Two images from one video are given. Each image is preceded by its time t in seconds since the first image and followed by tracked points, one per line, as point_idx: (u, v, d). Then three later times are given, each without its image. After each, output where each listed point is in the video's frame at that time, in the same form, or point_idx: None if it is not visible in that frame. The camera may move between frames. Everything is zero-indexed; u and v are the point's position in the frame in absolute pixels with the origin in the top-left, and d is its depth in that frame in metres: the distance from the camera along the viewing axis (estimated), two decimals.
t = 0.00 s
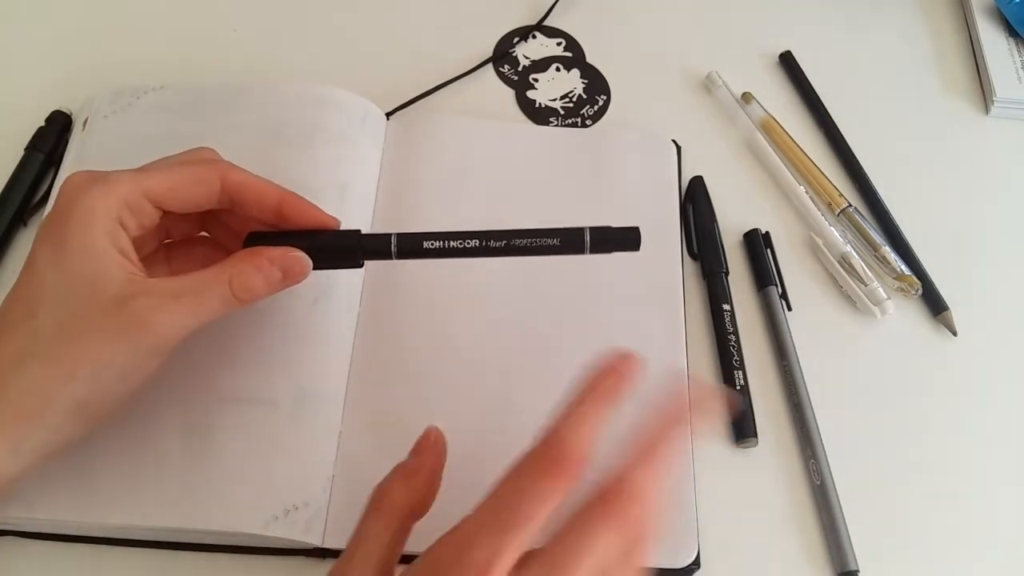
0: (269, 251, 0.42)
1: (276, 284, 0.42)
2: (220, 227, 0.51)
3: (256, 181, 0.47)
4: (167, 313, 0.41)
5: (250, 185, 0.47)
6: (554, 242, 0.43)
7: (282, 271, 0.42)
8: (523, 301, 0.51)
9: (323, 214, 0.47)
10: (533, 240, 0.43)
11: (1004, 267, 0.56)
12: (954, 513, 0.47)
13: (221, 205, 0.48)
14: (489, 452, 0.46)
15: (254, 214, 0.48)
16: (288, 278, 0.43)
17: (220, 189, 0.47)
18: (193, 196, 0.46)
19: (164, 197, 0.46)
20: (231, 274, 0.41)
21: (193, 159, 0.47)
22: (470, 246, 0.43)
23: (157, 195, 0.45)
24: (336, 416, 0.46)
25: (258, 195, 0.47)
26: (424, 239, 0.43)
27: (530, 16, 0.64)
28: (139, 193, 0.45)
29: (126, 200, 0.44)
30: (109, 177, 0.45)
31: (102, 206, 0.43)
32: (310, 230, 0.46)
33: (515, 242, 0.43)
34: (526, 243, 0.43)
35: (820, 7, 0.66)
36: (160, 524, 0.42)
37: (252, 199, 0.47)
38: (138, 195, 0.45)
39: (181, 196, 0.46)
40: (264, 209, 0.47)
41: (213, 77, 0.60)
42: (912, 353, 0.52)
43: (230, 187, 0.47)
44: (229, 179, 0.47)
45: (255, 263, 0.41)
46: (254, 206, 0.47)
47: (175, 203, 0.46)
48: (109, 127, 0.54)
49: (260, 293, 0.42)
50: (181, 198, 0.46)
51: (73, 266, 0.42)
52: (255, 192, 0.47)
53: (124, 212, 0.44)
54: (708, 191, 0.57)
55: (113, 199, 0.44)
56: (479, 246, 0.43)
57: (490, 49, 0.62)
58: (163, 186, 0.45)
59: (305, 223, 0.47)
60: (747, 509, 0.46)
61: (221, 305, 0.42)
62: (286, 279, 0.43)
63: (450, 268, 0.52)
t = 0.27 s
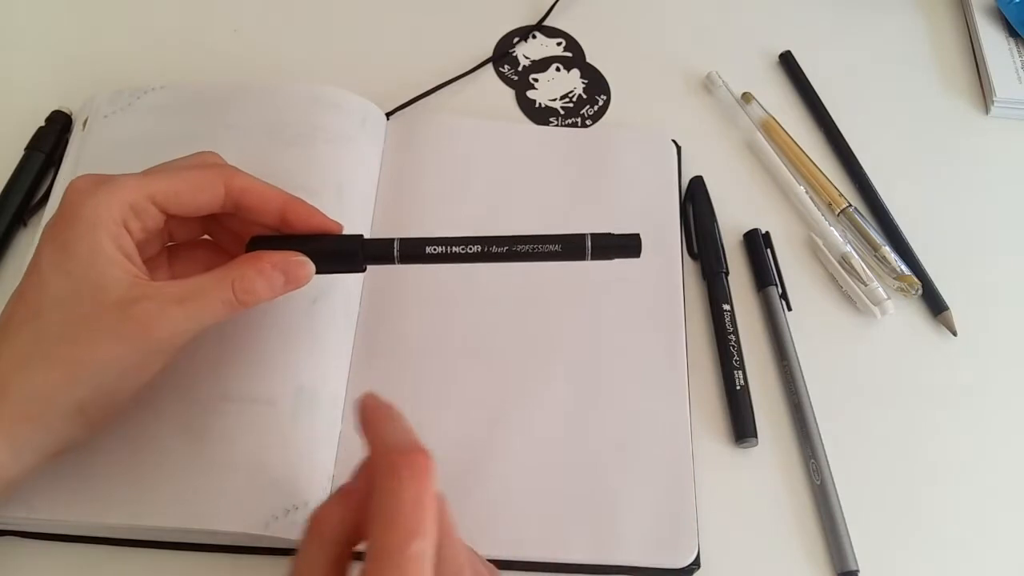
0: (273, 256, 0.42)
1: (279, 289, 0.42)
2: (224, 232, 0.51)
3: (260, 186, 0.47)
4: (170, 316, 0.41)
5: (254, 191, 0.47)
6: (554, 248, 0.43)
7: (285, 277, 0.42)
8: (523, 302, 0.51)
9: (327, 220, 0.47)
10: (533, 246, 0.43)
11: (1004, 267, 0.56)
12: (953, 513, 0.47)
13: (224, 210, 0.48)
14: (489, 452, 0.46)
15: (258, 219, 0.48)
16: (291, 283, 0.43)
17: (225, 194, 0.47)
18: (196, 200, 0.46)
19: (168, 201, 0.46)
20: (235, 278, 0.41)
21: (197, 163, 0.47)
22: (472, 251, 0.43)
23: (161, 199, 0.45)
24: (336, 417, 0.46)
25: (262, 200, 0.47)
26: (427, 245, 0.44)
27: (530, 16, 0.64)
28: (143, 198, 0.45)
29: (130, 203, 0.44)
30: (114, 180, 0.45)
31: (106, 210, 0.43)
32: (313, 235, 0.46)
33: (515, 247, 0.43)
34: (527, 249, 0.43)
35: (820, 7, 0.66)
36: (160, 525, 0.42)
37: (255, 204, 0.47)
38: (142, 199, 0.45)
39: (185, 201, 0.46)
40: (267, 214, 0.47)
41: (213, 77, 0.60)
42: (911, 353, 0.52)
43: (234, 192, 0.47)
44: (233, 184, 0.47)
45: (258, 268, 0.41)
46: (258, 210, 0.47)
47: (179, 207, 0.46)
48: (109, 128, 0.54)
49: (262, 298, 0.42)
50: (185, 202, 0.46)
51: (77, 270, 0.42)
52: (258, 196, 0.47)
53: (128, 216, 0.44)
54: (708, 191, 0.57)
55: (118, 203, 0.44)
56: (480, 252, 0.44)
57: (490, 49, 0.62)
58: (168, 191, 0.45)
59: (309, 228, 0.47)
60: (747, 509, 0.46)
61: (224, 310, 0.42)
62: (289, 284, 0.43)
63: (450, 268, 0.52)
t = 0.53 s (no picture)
0: (268, 252, 0.42)
1: (275, 286, 0.42)
2: (221, 230, 0.51)
3: (255, 181, 0.47)
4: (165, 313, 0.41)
5: (249, 186, 0.47)
6: (555, 241, 0.43)
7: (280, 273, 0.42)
8: (523, 301, 0.51)
9: (321, 214, 0.47)
10: (533, 239, 0.43)
11: (1004, 267, 0.56)
12: (953, 513, 0.47)
13: (220, 207, 0.49)
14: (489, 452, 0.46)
15: (252, 215, 0.48)
16: (287, 281, 0.43)
17: (220, 189, 0.47)
18: (191, 197, 0.46)
19: (164, 197, 0.46)
20: (229, 275, 0.41)
21: (193, 160, 0.47)
22: (470, 245, 0.43)
23: (156, 195, 0.45)
24: (335, 416, 0.46)
25: (257, 195, 0.47)
26: (424, 239, 0.43)
27: (530, 16, 0.64)
28: (138, 193, 0.45)
29: (125, 199, 0.44)
30: (109, 176, 0.45)
31: (101, 205, 0.44)
32: (309, 232, 0.46)
33: (515, 241, 0.43)
34: (526, 243, 0.43)
35: (820, 7, 0.66)
36: (158, 525, 0.42)
37: (250, 199, 0.47)
38: (137, 195, 0.45)
39: (180, 197, 0.46)
40: (263, 210, 0.47)
41: (212, 77, 0.60)
42: (911, 352, 0.52)
43: (229, 188, 0.47)
44: (228, 179, 0.47)
45: (254, 264, 0.41)
46: (253, 206, 0.47)
47: (174, 203, 0.46)
48: (109, 127, 0.54)
49: (258, 296, 0.42)
50: (180, 198, 0.46)
51: (71, 266, 0.42)
52: (253, 192, 0.47)
53: (123, 212, 0.45)
54: (708, 191, 0.57)
55: (112, 198, 0.44)
56: (479, 246, 0.43)
57: (490, 50, 0.62)
58: (162, 186, 0.45)
59: (304, 224, 0.47)
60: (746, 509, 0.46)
61: (218, 306, 0.42)
62: (284, 281, 0.42)
63: (450, 268, 0.52)
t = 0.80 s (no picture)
0: (266, 249, 0.42)
1: (272, 282, 0.42)
2: (221, 229, 0.51)
3: (252, 177, 0.47)
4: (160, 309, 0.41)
5: (247, 183, 0.47)
6: (553, 235, 0.42)
7: (277, 269, 0.42)
8: (523, 301, 0.51)
9: (319, 212, 0.46)
10: (531, 232, 0.43)
11: (1004, 267, 0.56)
12: (954, 514, 0.47)
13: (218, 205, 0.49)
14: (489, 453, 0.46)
15: (250, 212, 0.47)
16: (285, 275, 0.43)
17: (217, 186, 0.47)
18: (188, 193, 0.47)
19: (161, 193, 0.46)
20: (225, 270, 0.41)
21: (190, 157, 0.47)
22: (468, 238, 0.43)
23: (152, 191, 0.46)
24: (336, 416, 0.46)
25: (254, 191, 0.47)
26: (422, 234, 0.43)
27: (530, 16, 0.64)
28: (134, 189, 0.45)
29: (121, 195, 0.45)
30: (106, 173, 0.46)
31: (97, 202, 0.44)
32: (308, 229, 0.45)
33: (513, 235, 0.43)
34: (525, 236, 0.43)
35: (820, 6, 0.66)
36: (157, 526, 0.42)
37: (248, 196, 0.47)
38: (133, 191, 0.45)
39: (176, 193, 0.46)
40: (261, 208, 0.47)
41: (213, 77, 0.60)
42: (911, 352, 0.52)
43: (226, 185, 0.47)
44: (225, 176, 0.46)
45: (250, 261, 0.41)
46: (250, 203, 0.47)
47: (170, 200, 0.47)
48: (109, 128, 0.54)
49: (254, 291, 0.42)
50: (177, 194, 0.46)
51: (67, 262, 0.43)
52: (250, 188, 0.47)
53: (119, 208, 0.45)
54: (708, 191, 0.57)
55: (108, 194, 0.45)
56: (478, 241, 0.43)
57: (490, 49, 0.62)
58: (158, 182, 0.46)
59: (302, 221, 0.46)
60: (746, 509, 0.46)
61: (215, 302, 0.42)
62: (281, 276, 0.42)
63: (450, 268, 0.52)
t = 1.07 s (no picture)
0: (270, 251, 0.42)
1: (275, 283, 0.43)
2: (227, 233, 0.51)
3: (257, 180, 0.47)
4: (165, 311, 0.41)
5: (251, 187, 0.47)
6: (557, 238, 0.43)
7: (281, 271, 0.42)
8: (523, 301, 0.51)
9: (323, 214, 0.47)
10: (535, 235, 0.43)
11: (1004, 267, 0.56)
12: (954, 514, 0.47)
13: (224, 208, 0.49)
14: (489, 453, 0.46)
15: (255, 215, 0.48)
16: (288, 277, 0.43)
17: (222, 189, 0.47)
18: (193, 196, 0.47)
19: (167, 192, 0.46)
20: (229, 273, 0.41)
21: (197, 160, 0.48)
22: (473, 242, 0.43)
23: (158, 193, 0.46)
24: (336, 417, 0.46)
25: (259, 194, 0.47)
26: (426, 238, 0.43)
27: (530, 16, 0.64)
28: (140, 191, 0.45)
29: (127, 197, 0.45)
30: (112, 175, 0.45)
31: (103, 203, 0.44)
32: (312, 232, 0.46)
33: (517, 238, 0.43)
34: (528, 239, 0.43)
35: (820, 6, 0.66)
36: (159, 526, 0.42)
37: (252, 199, 0.47)
38: (139, 193, 0.45)
39: (182, 196, 0.46)
40: (265, 211, 0.47)
41: (213, 77, 0.60)
42: (911, 352, 0.52)
43: (231, 188, 0.47)
44: (230, 179, 0.47)
45: (253, 262, 0.42)
46: (255, 206, 0.47)
47: (176, 203, 0.47)
48: (109, 128, 0.54)
49: (258, 293, 0.42)
50: (183, 196, 0.46)
51: (72, 262, 0.42)
52: (255, 191, 0.47)
53: (124, 210, 0.45)
54: (709, 191, 0.57)
55: (114, 196, 0.44)
56: (480, 244, 0.43)
57: (490, 49, 0.62)
58: (165, 184, 0.46)
59: (306, 223, 0.47)
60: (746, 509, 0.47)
61: (218, 304, 0.42)
62: (285, 278, 0.43)
63: (450, 268, 0.52)
